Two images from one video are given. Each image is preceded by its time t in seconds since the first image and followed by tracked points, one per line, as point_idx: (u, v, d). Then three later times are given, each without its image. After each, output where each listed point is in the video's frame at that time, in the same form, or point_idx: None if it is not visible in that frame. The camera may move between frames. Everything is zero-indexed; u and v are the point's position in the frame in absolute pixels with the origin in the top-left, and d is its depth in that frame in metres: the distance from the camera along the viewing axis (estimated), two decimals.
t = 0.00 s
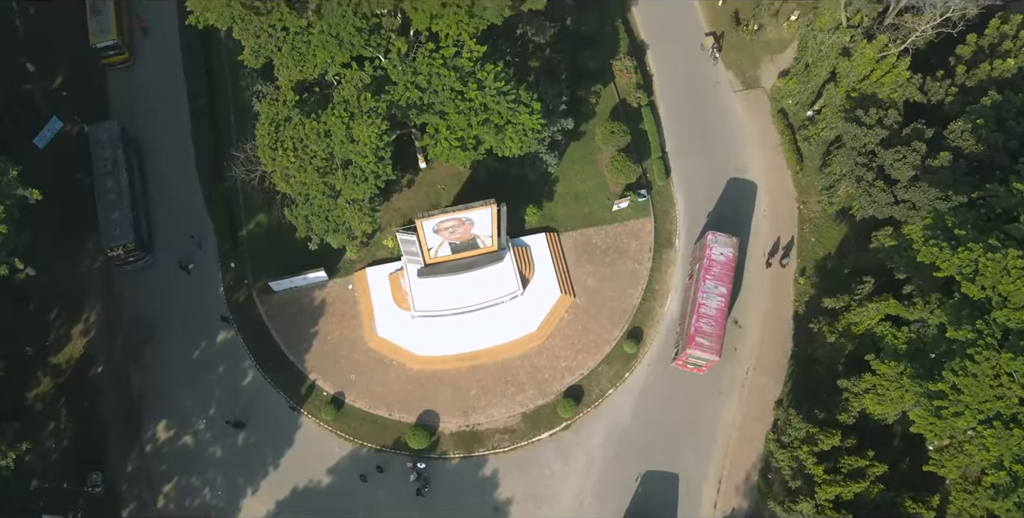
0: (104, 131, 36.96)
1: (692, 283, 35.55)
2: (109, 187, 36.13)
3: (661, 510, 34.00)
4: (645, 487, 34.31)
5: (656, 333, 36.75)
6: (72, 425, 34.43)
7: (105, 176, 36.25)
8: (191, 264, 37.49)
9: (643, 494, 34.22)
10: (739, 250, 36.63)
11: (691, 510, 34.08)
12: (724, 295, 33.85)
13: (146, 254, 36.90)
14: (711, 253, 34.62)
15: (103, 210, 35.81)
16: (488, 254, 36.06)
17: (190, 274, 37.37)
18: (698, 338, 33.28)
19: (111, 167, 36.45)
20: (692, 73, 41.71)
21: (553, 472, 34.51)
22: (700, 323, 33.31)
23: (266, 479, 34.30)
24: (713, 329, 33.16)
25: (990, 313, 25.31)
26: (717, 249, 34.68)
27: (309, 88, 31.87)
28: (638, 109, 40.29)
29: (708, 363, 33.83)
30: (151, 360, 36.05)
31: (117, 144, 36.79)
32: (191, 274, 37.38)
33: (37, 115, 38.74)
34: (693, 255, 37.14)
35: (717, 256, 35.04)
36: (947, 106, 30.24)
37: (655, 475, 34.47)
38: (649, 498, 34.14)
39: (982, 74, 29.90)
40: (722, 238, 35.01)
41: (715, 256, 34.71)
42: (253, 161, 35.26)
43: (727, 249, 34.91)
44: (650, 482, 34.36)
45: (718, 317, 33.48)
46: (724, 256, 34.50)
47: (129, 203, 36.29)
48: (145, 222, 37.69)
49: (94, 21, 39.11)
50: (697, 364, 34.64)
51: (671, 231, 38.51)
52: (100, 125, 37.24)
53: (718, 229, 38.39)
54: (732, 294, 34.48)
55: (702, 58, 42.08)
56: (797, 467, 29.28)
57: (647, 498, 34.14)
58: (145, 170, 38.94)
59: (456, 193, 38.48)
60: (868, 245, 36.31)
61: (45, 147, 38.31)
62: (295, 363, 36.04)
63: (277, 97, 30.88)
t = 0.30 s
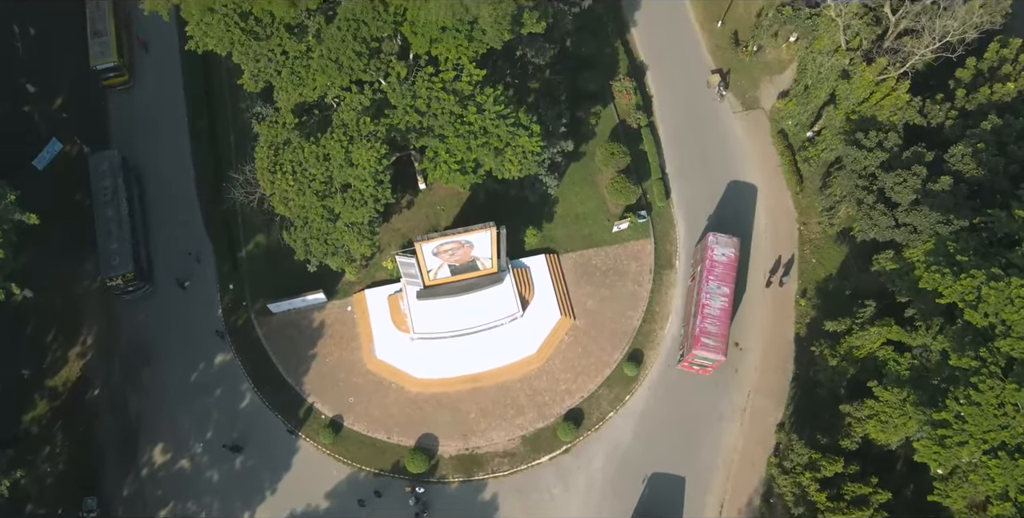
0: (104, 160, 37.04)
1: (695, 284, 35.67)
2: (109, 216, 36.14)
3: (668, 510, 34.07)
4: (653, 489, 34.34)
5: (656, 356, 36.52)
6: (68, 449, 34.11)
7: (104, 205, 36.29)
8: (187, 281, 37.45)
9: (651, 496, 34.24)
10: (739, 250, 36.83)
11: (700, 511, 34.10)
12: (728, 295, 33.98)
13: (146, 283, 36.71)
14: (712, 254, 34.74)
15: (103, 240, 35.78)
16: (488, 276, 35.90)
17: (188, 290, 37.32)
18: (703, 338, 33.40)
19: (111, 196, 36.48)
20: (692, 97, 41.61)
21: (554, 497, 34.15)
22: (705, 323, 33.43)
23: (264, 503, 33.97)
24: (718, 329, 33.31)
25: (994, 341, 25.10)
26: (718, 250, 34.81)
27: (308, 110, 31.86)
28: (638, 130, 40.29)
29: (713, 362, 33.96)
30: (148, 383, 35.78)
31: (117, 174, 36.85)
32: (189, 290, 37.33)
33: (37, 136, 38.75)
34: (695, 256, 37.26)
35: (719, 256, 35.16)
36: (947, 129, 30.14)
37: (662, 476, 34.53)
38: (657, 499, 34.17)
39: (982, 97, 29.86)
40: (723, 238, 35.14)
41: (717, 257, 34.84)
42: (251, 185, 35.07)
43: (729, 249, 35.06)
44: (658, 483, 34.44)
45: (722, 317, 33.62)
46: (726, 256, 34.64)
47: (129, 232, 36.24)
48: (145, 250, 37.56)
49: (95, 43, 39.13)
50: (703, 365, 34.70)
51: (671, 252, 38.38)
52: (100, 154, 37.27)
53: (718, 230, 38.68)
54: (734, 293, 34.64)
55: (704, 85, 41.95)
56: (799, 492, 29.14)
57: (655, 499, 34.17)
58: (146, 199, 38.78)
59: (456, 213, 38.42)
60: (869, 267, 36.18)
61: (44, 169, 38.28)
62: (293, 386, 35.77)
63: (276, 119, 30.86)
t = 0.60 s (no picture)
0: (104, 188, 36.86)
1: (697, 286, 35.80)
2: (108, 245, 35.86)
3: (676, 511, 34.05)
4: (660, 490, 34.34)
5: (657, 379, 36.26)
6: (63, 473, 33.78)
7: (104, 234, 36.03)
8: (185, 297, 37.34)
9: (658, 496, 34.25)
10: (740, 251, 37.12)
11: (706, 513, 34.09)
12: (730, 295, 34.13)
13: (145, 312, 36.40)
14: (713, 255, 34.97)
15: (103, 270, 35.56)
16: (487, 298, 35.75)
17: (186, 307, 37.17)
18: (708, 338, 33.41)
19: (111, 225, 36.26)
20: (692, 119, 41.57)
21: None
22: (709, 323, 33.49)
23: None
24: (722, 329, 33.36)
25: (998, 370, 24.83)
26: (719, 250, 35.07)
27: (308, 132, 31.81)
28: (638, 151, 40.29)
29: (718, 363, 33.92)
30: (144, 405, 35.51)
31: (117, 202, 36.64)
32: (187, 307, 37.19)
33: (37, 157, 38.75)
34: (695, 260, 37.48)
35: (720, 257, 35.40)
36: (948, 152, 30.08)
37: (669, 477, 34.57)
38: (664, 499, 34.20)
39: (982, 121, 29.80)
40: (723, 239, 35.43)
41: (718, 258, 35.07)
42: (249, 209, 34.84)
43: (729, 250, 35.34)
44: (664, 483, 34.47)
45: (726, 317, 33.71)
46: (727, 256, 34.90)
47: (128, 262, 36.02)
48: (144, 280, 37.24)
49: (96, 65, 39.05)
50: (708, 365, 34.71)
51: (671, 274, 38.22)
52: (100, 183, 37.11)
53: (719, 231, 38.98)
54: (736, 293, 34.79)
55: (705, 109, 41.89)
56: None
57: (662, 500, 34.19)
58: (146, 226, 38.57)
59: (455, 234, 38.28)
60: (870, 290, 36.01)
61: (43, 191, 38.22)
62: (291, 409, 35.49)
63: (275, 142, 30.82)
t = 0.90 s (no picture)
0: (103, 216, 36.32)
1: (698, 287, 35.88)
2: (106, 274, 35.29)
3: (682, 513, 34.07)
4: (667, 492, 34.41)
5: (657, 402, 35.97)
6: (58, 497, 33.44)
7: (102, 263, 35.49)
8: (182, 313, 37.21)
9: (665, 499, 34.27)
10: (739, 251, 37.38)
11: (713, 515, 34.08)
12: (732, 295, 34.21)
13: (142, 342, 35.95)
14: (713, 255, 35.05)
15: (99, 298, 34.95)
16: (487, 320, 35.52)
17: (184, 323, 37.05)
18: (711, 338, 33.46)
19: (109, 253, 35.70)
20: (692, 141, 41.48)
21: None
22: (712, 323, 33.51)
23: None
24: (725, 329, 33.41)
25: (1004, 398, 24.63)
26: (718, 251, 35.17)
27: (307, 154, 31.77)
28: (638, 172, 40.23)
29: (722, 362, 33.96)
30: (141, 428, 35.21)
31: (117, 230, 36.17)
32: (184, 322, 37.08)
33: (36, 178, 38.68)
34: (696, 261, 37.60)
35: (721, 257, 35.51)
36: (949, 175, 30.02)
37: (676, 479, 34.59)
38: (671, 502, 34.23)
39: (982, 144, 29.74)
40: (722, 239, 35.54)
41: (718, 258, 35.17)
42: (247, 234, 34.52)
43: (729, 250, 35.45)
44: (672, 486, 34.50)
45: (728, 317, 33.76)
46: (727, 256, 35.00)
47: (127, 292, 35.42)
48: (143, 311, 36.74)
49: (96, 87, 38.90)
50: (712, 365, 34.76)
51: (671, 295, 38.02)
52: (99, 210, 36.56)
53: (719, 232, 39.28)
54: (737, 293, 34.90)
55: (705, 132, 41.81)
56: None
57: (669, 502, 34.21)
58: (145, 254, 38.18)
59: (454, 255, 38.13)
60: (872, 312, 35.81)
61: (42, 212, 38.15)
62: (289, 432, 35.19)
63: (276, 165, 30.86)
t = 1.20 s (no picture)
0: (102, 248, 36.03)
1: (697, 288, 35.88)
2: (105, 306, 34.99)
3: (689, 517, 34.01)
4: (675, 496, 34.39)
5: (658, 427, 35.64)
6: None
7: (101, 295, 35.19)
8: (178, 332, 37.10)
9: (671, 504, 34.25)
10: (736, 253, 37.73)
11: None
12: (731, 295, 34.25)
13: (140, 376, 35.47)
14: (712, 257, 34.97)
15: (98, 331, 34.69)
16: (486, 344, 35.22)
17: (179, 341, 36.94)
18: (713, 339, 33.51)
19: (108, 285, 35.40)
20: (692, 164, 41.44)
21: None
22: (714, 324, 33.51)
23: None
24: (727, 329, 33.47)
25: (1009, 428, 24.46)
26: (716, 252, 35.12)
27: (306, 179, 31.68)
28: (638, 195, 40.15)
29: (725, 361, 34.07)
30: (137, 454, 34.86)
31: (115, 262, 35.88)
32: (180, 340, 36.97)
33: (34, 202, 38.59)
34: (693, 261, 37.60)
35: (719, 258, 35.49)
36: (950, 201, 29.92)
37: (682, 484, 34.59)
38: (678, 506, 34.17)
39: (983, 170, 29.66)
40: (720, 240, 35.50)
41: (716, 259, 35.13)
42: (245, 259, 34.27)
43: (726, 251, 35.46)
44: (679, 490, 34.49)
45: (729, 317, 33.81)
46: (725, 257, 34.97)
47: (125, 325, 35.08)
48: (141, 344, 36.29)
49: (96, 112, 38.93)
50: (714, 366, 34.77)
51: (672, 319, 37.77)
52: (98, 242, 36.30)
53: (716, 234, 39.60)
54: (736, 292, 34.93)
55: (706, 154, 41.74)
56: None
57: (676, 507, 34.16)
58: (144, 285, 37.87)
59: (454, 279, 37.91)
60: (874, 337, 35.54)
61: (40, 236, 37.98)
62: (287, 458, 34.84)
63: (275, 190, 30.68)
